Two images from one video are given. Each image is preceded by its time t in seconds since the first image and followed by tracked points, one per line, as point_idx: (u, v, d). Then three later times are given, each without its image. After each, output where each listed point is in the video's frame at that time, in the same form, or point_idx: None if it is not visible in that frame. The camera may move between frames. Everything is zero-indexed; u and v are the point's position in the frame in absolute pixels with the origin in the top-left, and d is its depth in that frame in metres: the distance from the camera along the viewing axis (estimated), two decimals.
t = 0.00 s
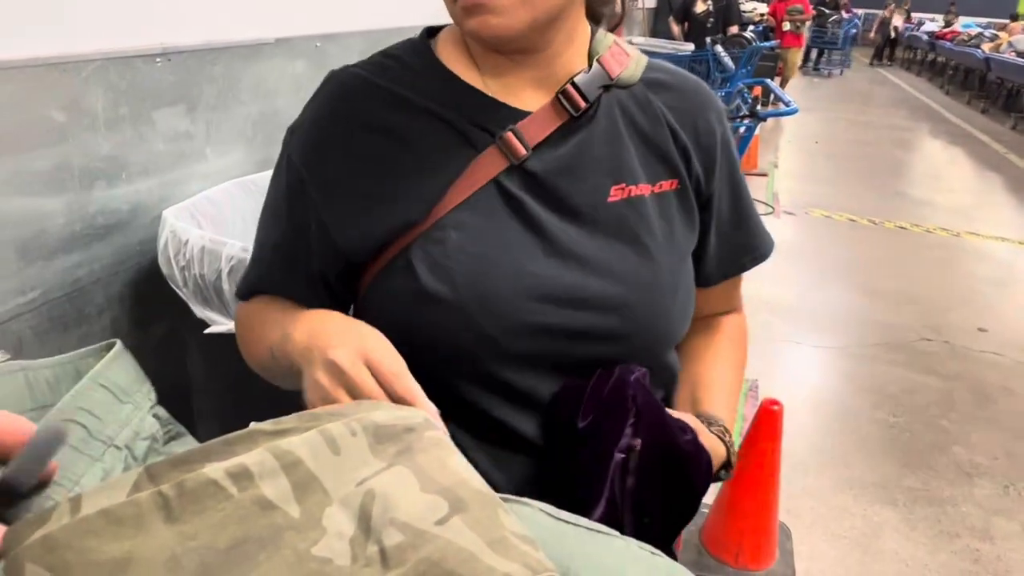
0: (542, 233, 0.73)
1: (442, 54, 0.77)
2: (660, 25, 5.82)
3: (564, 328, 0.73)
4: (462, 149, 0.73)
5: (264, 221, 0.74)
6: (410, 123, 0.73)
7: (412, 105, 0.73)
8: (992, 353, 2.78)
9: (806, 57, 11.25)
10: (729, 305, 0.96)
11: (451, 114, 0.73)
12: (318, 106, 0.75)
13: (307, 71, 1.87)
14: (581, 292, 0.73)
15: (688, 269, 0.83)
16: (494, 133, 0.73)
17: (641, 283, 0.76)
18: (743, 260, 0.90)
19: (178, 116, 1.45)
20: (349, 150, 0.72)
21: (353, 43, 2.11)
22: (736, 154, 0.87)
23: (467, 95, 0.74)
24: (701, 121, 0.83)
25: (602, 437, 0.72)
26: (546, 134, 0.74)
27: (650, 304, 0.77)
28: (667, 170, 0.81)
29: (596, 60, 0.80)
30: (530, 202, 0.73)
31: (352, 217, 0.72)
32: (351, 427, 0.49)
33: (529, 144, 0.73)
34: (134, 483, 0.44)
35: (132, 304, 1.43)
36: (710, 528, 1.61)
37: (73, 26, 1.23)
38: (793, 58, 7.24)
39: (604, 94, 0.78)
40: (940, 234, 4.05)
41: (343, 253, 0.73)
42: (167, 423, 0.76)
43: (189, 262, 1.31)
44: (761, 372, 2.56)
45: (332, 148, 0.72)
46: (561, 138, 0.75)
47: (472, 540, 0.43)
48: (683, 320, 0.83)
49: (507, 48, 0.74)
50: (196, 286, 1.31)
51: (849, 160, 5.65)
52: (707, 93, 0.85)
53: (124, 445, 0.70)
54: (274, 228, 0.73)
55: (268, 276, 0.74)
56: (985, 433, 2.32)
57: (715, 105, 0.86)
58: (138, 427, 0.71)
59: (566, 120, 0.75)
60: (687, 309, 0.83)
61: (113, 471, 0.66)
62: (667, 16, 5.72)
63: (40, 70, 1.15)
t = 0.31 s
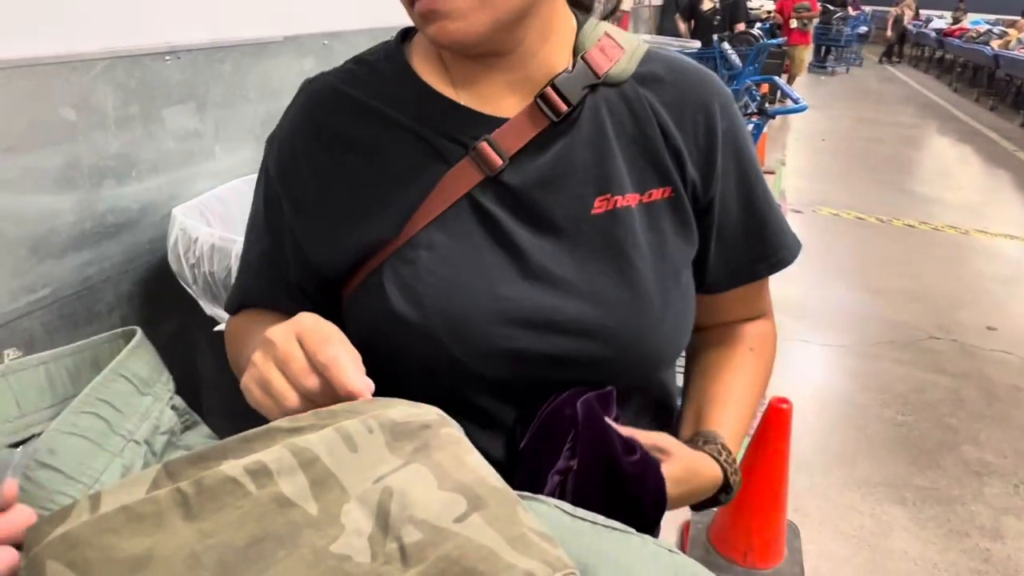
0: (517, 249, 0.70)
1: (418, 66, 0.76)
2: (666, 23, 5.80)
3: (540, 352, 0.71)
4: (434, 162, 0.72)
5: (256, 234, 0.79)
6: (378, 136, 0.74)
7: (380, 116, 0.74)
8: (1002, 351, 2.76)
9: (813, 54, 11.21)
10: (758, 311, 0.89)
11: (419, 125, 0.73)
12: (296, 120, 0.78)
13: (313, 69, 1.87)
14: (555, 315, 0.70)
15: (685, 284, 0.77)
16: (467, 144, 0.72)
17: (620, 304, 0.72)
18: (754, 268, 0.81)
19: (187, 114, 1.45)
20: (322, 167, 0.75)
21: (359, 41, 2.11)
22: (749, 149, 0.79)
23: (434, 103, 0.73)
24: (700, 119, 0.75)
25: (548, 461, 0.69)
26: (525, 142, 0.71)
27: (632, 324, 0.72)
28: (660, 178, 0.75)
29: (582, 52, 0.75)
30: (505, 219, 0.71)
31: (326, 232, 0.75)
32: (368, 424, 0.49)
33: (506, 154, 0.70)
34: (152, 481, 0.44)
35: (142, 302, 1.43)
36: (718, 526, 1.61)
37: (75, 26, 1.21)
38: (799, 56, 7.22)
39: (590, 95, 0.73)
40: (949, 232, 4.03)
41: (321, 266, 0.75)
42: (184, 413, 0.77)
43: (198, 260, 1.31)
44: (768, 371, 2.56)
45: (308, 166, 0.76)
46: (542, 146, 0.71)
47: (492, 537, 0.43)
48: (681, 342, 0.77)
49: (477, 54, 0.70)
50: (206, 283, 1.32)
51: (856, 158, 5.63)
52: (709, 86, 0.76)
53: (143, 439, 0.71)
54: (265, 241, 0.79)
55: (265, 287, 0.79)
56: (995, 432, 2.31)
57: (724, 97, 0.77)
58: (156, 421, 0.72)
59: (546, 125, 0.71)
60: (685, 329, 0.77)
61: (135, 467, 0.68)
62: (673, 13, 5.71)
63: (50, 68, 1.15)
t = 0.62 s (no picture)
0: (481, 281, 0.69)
1: (367, 89, 0.71)
2: (666, 22, 5.80)
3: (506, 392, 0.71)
4: (387, 194, 0.69)
5: (210, 270, 0.77)
6: (327, 168, 0.71)
7: (326, 145, 0.71)
8: (1001, 352, 2.76)
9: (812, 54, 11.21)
10: (752, 314, 0.88)
11: (367, 153, 0.69)
12: (239, 150, 0.75)
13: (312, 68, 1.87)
14: (525, 353, 0.69)
15: (664, 305, 0.75)
16: (423, 171, 0.68)
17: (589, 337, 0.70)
18: (747, 278, 0.80)
19: (184, 114, 1.44)
20: (272, 201, 0.73)
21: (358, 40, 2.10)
22: (735, 150, 0.75)
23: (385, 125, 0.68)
24: (676, 126, 0.72)
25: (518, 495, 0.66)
26: (487, 163, 0.68)
27: (605, 355, 0.71)
28: (636, 196, 0.72)
29: (545, 59, 0.70)
30: (467, 251, 0.69)
31: (287, 268, 0.73)
32: (361, 431, 0.49)
33: (467, 177, 0.67)
34: (141, 489, 0.43)
35: (138, 303, 1.43)
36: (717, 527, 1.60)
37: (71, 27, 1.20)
38: (799, 56, 7.22)
39: (556, 106, 0.69)
40: (948, 232, 4.03)
41: (286, 300, 0.74)
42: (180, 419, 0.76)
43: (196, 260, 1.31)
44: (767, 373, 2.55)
45: (258, 202, 0.74)
46: (508, 164, 0.68)
47: (485, 548, 0.42)
48: (664, 366, 0.77)
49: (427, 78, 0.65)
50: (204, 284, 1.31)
51: (856, 158, 5.63)
52: (685, 88, 0.73)
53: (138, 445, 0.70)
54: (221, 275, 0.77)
55: (230, 317, 0.79)
56: (993, 433, 2.30)
57: (705, 95, 0.74)
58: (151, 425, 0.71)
59: (510, 144, 0.68)
60: (666, 356, 0.76)
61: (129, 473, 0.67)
62: (673, 12, 5.71)
63: (46, 68, 1.14)
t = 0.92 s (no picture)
0: (497, 285, 0.69)
1: (373, 91, 0.69)
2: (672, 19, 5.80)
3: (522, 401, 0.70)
4: (398, 200, 0.68)
5: (209, 283, 0.73)
6: (336, 175, 0.69)
7: (334, 151, 0.69)
8: (1008, 350, 2.75)
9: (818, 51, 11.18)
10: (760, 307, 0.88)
11: (376, 159, 0.68)
12: (241, 157, 0.72)
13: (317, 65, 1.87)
14: (542, 359, 0.69)
15: (680, 305, 0.75)
16: (434, 175, 0.68)
17: (605, 339, 0.70)
18: (759, 273, 0.80)
19: (191, 111, 1.44)
20: (278, 210, 0.70)
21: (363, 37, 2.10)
22: (747, 146, 0.75)
23: (394, 131, 0.67)
24: (690, 123, 0.71)
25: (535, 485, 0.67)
26: (502, 164, 0.67)
27: (621, 357, 0.70)
28: (652, 196, 0.72)
29: (557, 57, 0.70)
30: (481, 254, 0.68)
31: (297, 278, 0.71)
32: (371, 430, 0.49)
33: (481, 179, 0.67)
34: (152, 488, 0.43)
35: (146, 300, 1.43)
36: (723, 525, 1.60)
37: (76, 25, 1.20)
38: (805, 53, 7.20)
39: (569, 104, 0.69)
40: (954, 230, 4.01)
41: (297, 310, 0.72)
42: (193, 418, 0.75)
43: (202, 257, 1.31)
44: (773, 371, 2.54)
45: (261, 211, 0.71)
46: (520, 166, 0.68)
47: (497, 548, 0.42)
48: (681, 363, 0.76)
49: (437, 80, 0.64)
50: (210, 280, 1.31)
51: (861, 155, 5.61)
52: (697, 84, 0.72)
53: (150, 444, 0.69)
54: (224, 290, 0.73)
55: (233, 332, 0.75)
56: (1000, 432, 2.29)
57: (717, 90, 0.73)
58: (162, 424, 0.70)
59: (524, 144, 0.67)
60: (683, 354, 0.76)
61: (138, 471, 0.66)
62: (678, 8, 5.69)
63: (54, 65, 1.14)
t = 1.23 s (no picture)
0: (516, 289, 0.68)
1: (384, 93, 0.69)
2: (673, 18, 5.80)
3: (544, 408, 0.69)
4: (418, 208, 0.67)
5: (218, 300, 0.68)
6: (355, 183, 0.67)
7: (352, 159, 0.67)
8: (1008, 350, 2.75)
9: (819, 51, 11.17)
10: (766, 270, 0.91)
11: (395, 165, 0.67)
12: (251, 165, 0.69)
13: (317, 65, 1.87)
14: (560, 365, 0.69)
15: (695, 299, 0.76)
16: (453, 181, 0.67)
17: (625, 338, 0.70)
18: (766, 265, 0.83)
19: (190, 110, 1.44)
20: (296, 219, 0.68)
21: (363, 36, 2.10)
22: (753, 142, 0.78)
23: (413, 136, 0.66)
24: (705, 121, 0.73)
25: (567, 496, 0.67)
26: (521, 166, 0.67)
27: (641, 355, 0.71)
28: (671, 195, 0.73)
29: (571, 58, 0.71)
30: (501, 258, 0.68)
31: (316, 292, 0.68)
32: (368, 430, 0.49)
33: (500, 182, 0.66)
34: (148, 487, 0.43)
35: (145, 298, 1.43)
36: (722, 525, 1.60)
37: (76, 23, 1.20)
38: (806, 52, 7.19)
39: (584, 105, 0.69)
40: (955, 230, 4.01)
41: (319, 323, 0.68)
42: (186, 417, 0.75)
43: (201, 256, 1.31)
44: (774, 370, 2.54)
45: (278, 221, 0.67)
46: (538, 168, 0.68)
47: (492, 549, 0.42)
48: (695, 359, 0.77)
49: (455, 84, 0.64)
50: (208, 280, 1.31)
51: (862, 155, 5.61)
52: (708, 82, 0.74)
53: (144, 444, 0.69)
54: (239, 307, 0.68)
55: (241, 356, 0.69)
56: (1000, 432, 2.29)
57: (726, 88, 0.76)
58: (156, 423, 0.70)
59: (542, 147, 0.67)
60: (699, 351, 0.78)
61: (134, 471, 0.66)
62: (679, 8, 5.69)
63: (53, 63, 1.14)
